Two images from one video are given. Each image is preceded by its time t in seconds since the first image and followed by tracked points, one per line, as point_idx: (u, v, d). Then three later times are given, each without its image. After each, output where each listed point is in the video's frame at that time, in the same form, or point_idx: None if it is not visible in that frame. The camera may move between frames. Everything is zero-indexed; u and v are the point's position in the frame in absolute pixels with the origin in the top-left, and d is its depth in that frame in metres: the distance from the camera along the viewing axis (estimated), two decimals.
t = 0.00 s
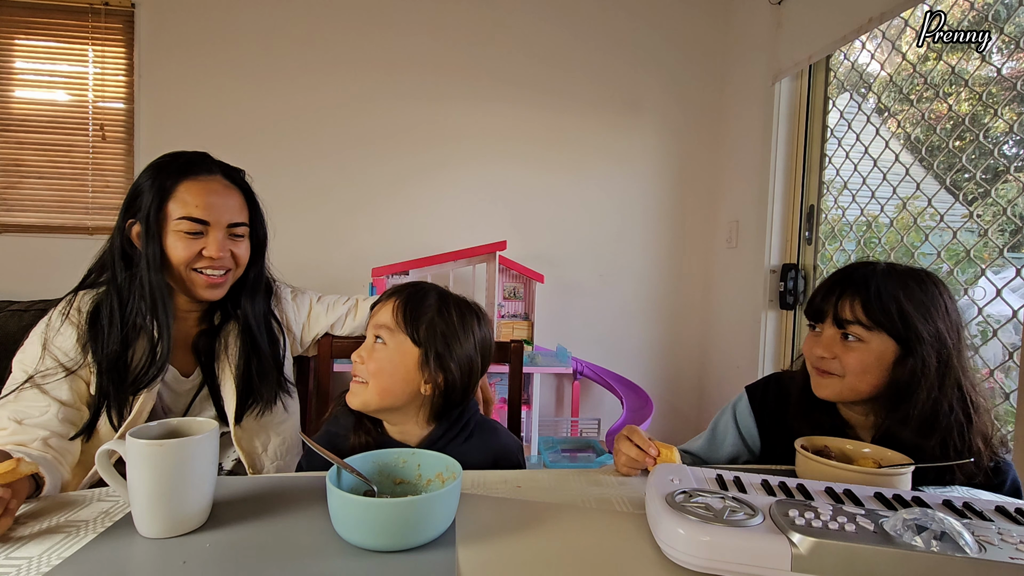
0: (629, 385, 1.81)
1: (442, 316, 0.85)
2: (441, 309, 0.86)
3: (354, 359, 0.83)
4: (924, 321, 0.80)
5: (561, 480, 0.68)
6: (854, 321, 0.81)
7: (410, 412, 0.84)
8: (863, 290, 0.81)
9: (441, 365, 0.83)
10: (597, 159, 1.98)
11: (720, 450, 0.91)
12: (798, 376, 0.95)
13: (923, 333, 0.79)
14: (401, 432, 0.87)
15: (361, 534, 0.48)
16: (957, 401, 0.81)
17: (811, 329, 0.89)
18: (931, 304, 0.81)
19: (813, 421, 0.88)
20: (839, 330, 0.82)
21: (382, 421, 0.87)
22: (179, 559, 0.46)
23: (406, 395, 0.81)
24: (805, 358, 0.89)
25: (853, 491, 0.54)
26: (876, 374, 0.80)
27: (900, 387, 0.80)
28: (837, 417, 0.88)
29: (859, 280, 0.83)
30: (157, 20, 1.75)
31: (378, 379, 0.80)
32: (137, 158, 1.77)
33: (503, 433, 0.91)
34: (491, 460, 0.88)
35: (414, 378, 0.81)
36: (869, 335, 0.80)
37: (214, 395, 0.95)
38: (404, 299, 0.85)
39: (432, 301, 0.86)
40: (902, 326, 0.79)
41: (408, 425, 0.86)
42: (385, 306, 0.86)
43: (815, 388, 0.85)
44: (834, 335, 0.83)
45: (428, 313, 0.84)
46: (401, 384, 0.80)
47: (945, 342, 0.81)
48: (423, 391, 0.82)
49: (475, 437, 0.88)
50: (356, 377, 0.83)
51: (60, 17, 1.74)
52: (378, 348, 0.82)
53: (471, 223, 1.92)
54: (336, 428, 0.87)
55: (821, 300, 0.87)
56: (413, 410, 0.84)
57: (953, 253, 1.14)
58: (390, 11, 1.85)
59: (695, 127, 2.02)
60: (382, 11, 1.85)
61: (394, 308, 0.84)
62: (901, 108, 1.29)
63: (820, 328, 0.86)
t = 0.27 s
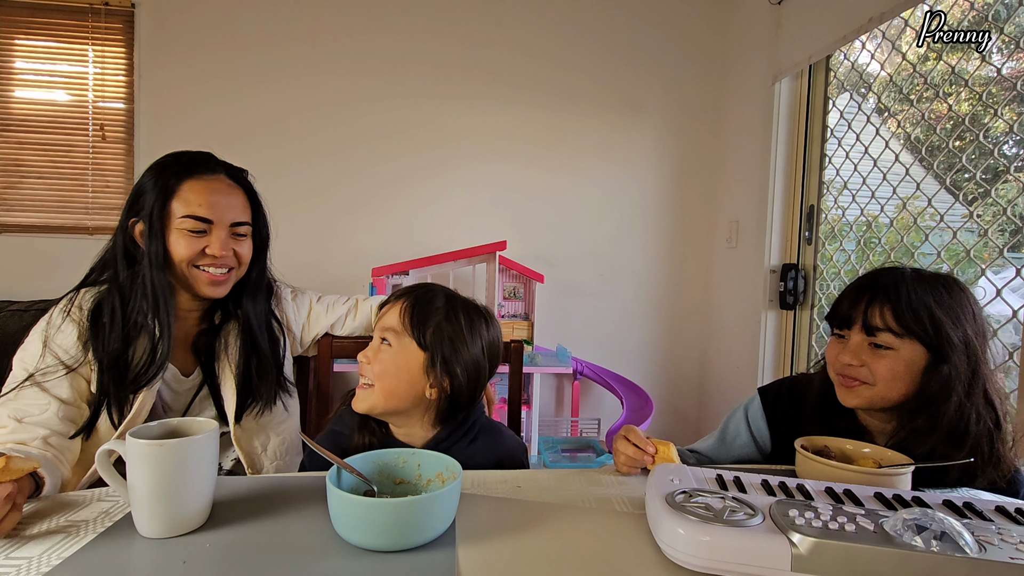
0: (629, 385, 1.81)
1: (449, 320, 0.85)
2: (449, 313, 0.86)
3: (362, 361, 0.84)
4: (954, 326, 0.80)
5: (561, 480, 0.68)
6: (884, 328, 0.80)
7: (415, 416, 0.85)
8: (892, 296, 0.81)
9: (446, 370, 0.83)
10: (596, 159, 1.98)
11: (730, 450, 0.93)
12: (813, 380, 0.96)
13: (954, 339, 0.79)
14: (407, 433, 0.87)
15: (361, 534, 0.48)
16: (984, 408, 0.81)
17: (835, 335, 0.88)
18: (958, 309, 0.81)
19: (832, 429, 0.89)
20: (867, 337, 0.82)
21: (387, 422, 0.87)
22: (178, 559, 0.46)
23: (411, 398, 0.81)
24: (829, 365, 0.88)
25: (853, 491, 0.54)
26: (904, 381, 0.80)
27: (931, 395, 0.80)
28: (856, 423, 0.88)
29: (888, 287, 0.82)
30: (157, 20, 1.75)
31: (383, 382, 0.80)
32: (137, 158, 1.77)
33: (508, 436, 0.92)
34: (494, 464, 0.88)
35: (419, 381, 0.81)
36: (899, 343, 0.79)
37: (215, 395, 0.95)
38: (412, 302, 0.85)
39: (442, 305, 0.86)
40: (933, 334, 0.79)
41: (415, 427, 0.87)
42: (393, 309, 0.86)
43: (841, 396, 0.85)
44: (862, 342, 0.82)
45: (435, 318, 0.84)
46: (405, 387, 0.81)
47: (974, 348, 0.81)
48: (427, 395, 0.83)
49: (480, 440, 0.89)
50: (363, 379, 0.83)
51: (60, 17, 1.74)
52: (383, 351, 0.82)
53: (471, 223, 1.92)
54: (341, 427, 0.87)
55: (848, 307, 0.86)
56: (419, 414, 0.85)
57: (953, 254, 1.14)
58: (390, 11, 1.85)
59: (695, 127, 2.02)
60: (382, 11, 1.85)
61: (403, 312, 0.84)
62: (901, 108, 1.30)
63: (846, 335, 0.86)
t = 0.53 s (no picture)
0: (629, 385, 1.81)
1: (458, 316, 0.86)
2: (457, 309, 0.87)
3: (370, 355, 0.83)
4: (966, 321, 0.80)
5: (561, 480, 0.68)
6: (898, 325, 0.81)
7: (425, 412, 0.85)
8: (905, 294, 0.81)
9: (456, 364, 0.84)
10: (596, 159, 1.98)
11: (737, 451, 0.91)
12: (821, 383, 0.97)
13: (966, 334, 0.80)
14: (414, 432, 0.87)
15: (361, 534, 0.48)
16: (997, 404, 0.81)
17: (847, 333, 0.89)
18: (970, 305, 0.81)
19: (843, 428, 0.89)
20: (881, 335, 0.82)
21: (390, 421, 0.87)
22: (179, 559, 0.46)
23: (422, 393, 0.81)
24: (841, 363, 0.89)
25: (853, 491, 0.54)
26: (920, 378, 0.80)
27: (947, 390, 0.80)
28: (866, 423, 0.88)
29: (899, 285, 0.83)
30: (157, 20, 1.75)
31: (394, 376, 0.80)
32: (137, 158, 1.77)
33: (510, 436, 0.91)
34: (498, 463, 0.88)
35: (430, 377, 0.82)
36: (913, 340, 0.80)
37: (216, 395, 0.95)
38: (421, 298, 0.86)
39: (450, 302, 0.87)
40: (946, 330, 0.79)
41: (420, 425, 0.86)
42: (400, 306, 0.87)
43: (856, 394, 0.85)
44: (875, 339, 0.83)
45: (444, 313, 0.85)
46: (417, 382, 0.81)
47: (986, 344, 0.81)
48: (437, 390, 0.83)
49: (482, 437, 0.88)
50: (370, 376, 0.83)
51: (60, 17, 1.74)
52: (394, 345, 0.82)
53: (471, 223, 1.92)
54: (342, 426, 0.87)
55: (859, 305, 0.87)
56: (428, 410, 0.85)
57: (953, 254, 1.14)
58: (389, 11, 1.85)
59: (695, 127, 2.02)
60: (382, 11, 1.85)
61: (415, 309, 0.85)
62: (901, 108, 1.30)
63: (858, 333, 0.86)
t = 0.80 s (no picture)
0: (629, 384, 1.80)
1: (468, 312, 0.91)
2: (466, 306, 0.92)
3: (380, 343, 0.84)
4: (949, 310, 0.81)
5: (561, 479, 0.68)
6: (884, 315, 0.82)
7: (431, 402, 0.86)
8: (889, 284, 0.83)
9: (465, 354, 0.87)
10: (596, 159, 1.98)
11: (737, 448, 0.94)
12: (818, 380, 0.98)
13: (951, 323, 0.81)
14: (417, 425, 0.87)
15: (361, 534, 0.48)
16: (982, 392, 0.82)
17: (836, 327, 0.90)
18: (953, 295, 0.82)
19: (840, 424, 0.89)
20: (868, 325, 0.83)
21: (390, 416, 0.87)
22: (179, 559, 0.46)
23: (433, 377, 0.83)
24: (832, 356, 0.89)
25: (853, 491, 0.54)
26: (908, 365, 0.81)
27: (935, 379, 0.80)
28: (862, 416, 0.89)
29: (883, 277, 0.85)
30: (157, 20, 1.75)
31: (407, 359, 0.81)
32: (137, 158, 1.77)
33: (510, 429, 0.92)
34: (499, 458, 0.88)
35: (440, 364, 0.84)
36: (899, 328, 0.81)
37: (217, 395, 0.95)
38: (431, 292, 0.90)
39: (457, 298, 0.92)
40: (931, 319, 0.80)
41: (426, 418, 0.87)
42: (410, 298, 0.90)
43: (847, 385, 0.86)
44: (862, 330, 0.84)
45: (454, 306, 0.90)
46: (428, 366, 0.82)
47: (971, 333, 0.82)
48: (445, 378, 0.86)
49: (483, 430, 0.89)
50: (379, 360, 0.83)
51: (60, 17, 1.74)
52: (406, 332, 0.83)
53: (471, 223, 1.92)
54: (343, 425, 0.86)
55: (847, 299, 0.88)
56: (433, 400, 0.86)
57: (953, 253, 1.14)
58: (389, 11, 1.85)
59: (695, 127, 2.02)
60: (382, 10, 1.85)
61: (423, 301, 0.89)
62: (901, 108, 1.30)
63: (847, 326, 0.88)
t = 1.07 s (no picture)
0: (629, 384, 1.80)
1: (467, 308, 0.93)
2: (466, 303, 0.93)
3: (383, 335, 0.84)
4: (925, 307, 0.85)
5: (561, 479, 0.68)
6: (859, 311, 0.88)
7: (433, 394, 0.86)
8: (863, 283, 0.89)
9: (466, 347, 0.88)
10: (596, 159, 1.98)
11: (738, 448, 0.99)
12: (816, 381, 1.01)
13: (925, 318, 0.84)
14: (418, 419, 0.87)
15: (361, 534, 0.48)
16: (961, 384, 0.84)
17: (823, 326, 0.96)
18: (929, 291, 0.86)
19: (832, 420, 0.93)
20: (847, 322, 0.89)
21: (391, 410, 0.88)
22: (178, 559, 0.46)
23: (434, 368, 0.84)
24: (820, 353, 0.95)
25: (853, 491, 0.54)
26: (886, 358, 0.85)
27: (909, 372, 0.84)
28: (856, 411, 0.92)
29: (858, 277, 0.91)
30: (157, 20, 1.75)
31: (411, 350, 0.81)
32: (138, 158, 1.77)
33: (510, 422, 0.93)
34: (499, 449, 0.89)
35: (442, 355, 0.85)
36: (873, 323, 0.86)
37: (217, 395, 0.95)
38: (432, 289, 0.91)
39: (456, 296, 0.93)
40: (904, 314, 0.84)
41: (429, 410, 0.87)
42: (411, 294, 0.90)
43: (832, 378, 0.91)
44: (842, 327, 0.90)
45: (454, 302, 0.91)
46: (431, 357, 0.83)
47: (948, 327, 0.85)
48: (447, 369, 0.86)
49: (485, 421, 0.90)
50: (383, 351, 0.83)
51: (60, 18, 1.74)
52: (409, 325, 0.83)
53: (471, 223, 1.92)
54: (344, 422, 0.86)
55: (830, 299, 0.94)
56: (435, 391, 0.86)
57: (953, 253, 1.14)
58: (389, 11, 1.85)
59: (695, 127, 2.02)
60: (382, 10, 1.85)
61: (424, 295, 0.89)
62: (901, 108, 1.30)
63: (830, 324, 0.93)
